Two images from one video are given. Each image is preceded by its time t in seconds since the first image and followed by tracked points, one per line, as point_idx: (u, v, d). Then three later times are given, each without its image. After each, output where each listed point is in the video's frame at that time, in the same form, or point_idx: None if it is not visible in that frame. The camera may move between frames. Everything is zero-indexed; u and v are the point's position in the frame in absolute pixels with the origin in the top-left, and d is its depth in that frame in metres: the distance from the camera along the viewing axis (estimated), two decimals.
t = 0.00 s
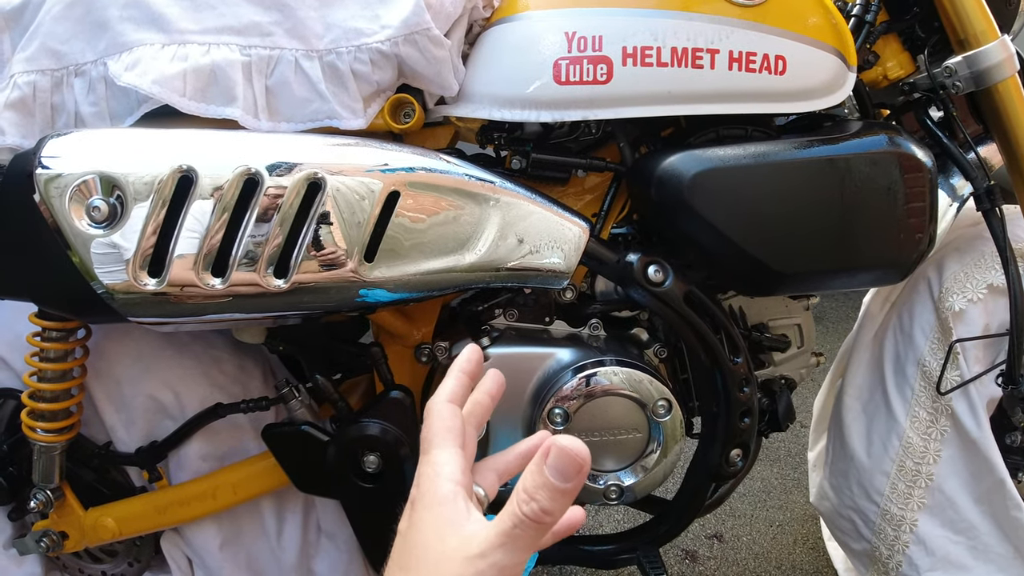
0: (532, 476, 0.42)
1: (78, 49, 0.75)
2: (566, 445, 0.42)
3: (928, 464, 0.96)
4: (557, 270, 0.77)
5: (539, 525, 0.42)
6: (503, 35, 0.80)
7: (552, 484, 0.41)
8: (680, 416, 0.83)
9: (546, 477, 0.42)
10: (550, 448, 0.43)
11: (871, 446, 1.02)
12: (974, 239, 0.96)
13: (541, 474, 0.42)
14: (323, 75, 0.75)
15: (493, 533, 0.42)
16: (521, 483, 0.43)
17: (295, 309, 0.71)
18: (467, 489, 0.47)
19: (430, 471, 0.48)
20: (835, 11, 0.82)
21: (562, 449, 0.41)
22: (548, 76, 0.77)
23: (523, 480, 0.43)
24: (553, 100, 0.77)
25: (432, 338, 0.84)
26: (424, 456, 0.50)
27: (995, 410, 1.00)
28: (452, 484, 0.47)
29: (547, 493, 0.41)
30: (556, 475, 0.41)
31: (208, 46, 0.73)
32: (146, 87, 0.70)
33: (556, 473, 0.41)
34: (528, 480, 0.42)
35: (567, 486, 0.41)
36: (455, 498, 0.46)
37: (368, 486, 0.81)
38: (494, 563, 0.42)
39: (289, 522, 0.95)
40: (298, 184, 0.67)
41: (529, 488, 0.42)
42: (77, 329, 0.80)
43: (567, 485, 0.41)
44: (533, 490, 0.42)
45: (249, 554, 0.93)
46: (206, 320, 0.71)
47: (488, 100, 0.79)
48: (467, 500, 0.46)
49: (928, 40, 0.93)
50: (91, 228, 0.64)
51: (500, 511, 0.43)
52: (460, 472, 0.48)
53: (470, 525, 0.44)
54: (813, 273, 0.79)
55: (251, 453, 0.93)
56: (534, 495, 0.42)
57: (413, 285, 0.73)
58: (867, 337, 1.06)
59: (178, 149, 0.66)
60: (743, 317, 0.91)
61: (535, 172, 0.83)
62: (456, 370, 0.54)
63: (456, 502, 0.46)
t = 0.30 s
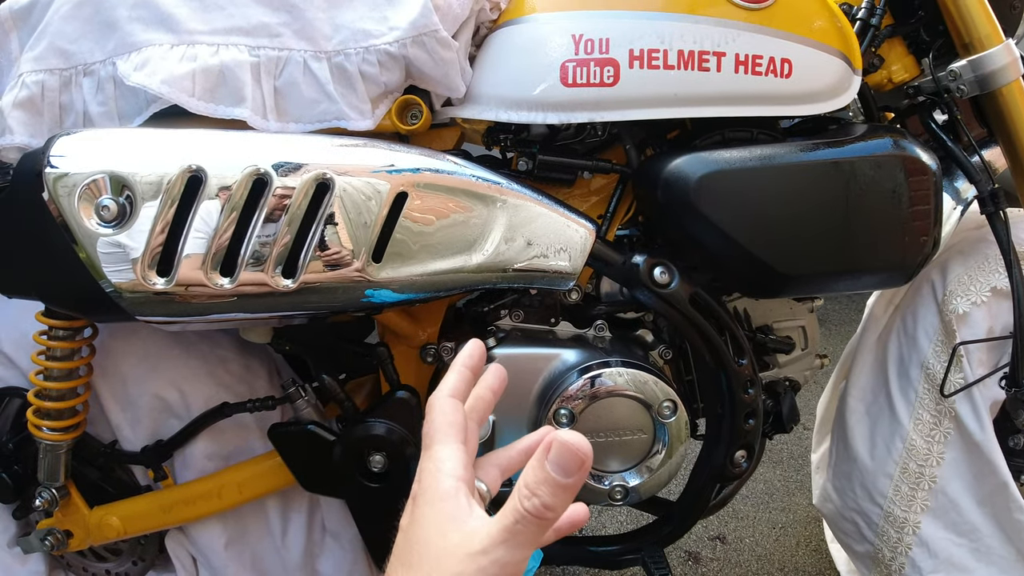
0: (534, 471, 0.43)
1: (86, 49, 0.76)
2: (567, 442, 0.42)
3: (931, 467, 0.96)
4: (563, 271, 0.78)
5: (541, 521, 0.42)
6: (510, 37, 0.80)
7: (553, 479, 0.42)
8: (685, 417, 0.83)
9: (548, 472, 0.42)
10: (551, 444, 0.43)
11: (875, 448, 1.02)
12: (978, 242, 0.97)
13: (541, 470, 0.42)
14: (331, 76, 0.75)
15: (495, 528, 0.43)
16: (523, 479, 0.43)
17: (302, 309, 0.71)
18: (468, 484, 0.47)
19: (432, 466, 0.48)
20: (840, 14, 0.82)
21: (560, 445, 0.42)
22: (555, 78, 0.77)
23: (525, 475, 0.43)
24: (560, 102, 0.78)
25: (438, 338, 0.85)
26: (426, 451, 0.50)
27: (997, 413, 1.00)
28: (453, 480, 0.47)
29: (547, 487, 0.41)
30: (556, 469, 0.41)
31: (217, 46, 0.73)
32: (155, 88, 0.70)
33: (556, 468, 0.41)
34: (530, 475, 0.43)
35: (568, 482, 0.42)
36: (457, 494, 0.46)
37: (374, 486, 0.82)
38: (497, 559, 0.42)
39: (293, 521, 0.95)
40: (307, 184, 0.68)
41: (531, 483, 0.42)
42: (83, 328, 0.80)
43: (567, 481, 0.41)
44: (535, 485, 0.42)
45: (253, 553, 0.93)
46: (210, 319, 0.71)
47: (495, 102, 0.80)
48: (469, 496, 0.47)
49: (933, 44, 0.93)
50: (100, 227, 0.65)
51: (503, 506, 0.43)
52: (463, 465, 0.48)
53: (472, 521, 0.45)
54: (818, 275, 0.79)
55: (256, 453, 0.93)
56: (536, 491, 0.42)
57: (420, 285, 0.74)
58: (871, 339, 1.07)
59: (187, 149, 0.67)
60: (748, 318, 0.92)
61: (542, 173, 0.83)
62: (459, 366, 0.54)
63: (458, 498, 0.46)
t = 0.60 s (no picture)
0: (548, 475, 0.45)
1: (91, 54, 0.76)
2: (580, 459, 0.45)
3: (931, 469, 0.96)
4: (564, 275, 0.78)
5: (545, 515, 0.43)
6: (511, 41, 0.81)
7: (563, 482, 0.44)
8: (685, 419, 0.84)
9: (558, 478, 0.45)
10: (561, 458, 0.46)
11: (875, 450, 1.02)
12: (977, 245, 0.97)
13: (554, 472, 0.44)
14: (334, 81, 0.75)
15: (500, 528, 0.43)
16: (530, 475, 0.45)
17: (305, 312, 0.72)
18: (478, 489, 0.47)
19: (443, 470, 0.48)
20: (839, 19, 0.83)
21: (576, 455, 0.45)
22: (556, 82, 0.78)
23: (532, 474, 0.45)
24: (561, 106, 0.78)
25: (439, 341, 0.85)
26: (437, 453, 0.50)
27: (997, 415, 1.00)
28: (462, 487, 0.47)
29: (560, 487, 0.44)
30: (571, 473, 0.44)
31: (220, 52, 0.74)
32: (159, 93, 0.71)
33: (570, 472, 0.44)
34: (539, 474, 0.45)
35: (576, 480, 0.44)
36: (463, 501, 0.46)
37: (376, 488, 0.82)
38: (501, 563, 0.42)
39: (295, 523, 0.95)
40: (309, 189, 0.68)
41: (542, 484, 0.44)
42: (88, 330, 0.81)
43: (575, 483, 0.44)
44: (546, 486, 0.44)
45: (256, 554, 0.94)
46: (213, 322, 0.71)
47: (496, 106, 0.80)
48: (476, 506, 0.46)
49: (932, 47, 0.94)
50: (105, 231, 0.65)
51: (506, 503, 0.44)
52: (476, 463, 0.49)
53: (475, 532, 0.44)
54: (817, 279, 0.80)
55: (258, 455, 0.94)
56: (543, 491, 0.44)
57: (422, 289, 0.74)
58: (871, 342, 1.07)
59: (191, 154, 0.67)
60: (748, 321, 0.92)
61: (542, 178, 0.84)
62: (488, 376, 0.56)
63: (465, 506, 0.46)
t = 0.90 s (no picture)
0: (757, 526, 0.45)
1: (95, 55, 0.76)
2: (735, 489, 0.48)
3: (936, 470, 0.96)
4: (568, 276, 0.78)
5: None
6: (515, 42, 0.81)
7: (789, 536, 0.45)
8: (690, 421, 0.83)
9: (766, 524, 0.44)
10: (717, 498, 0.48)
11: (879, 451, 1.02)
12: (982, 245, 0.97)
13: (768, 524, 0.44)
14: (338, 82, 0.75)
15: None
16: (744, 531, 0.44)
17: (309, 313, 0.72)
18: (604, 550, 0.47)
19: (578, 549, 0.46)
20: (842, 18, 0.82)
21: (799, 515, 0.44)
22: (559, 83, 0.78)
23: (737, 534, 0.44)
24: (565, 107, 0.78)
25: (443, 342, 0.85)
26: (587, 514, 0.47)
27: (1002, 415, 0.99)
28: None
29: None
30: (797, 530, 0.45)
31: (225, 53, 0.74)
32: (164, 94, 0.71)
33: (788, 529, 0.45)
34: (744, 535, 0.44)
35: None
36: None
37: (380, 490, 0.82)
38: None
39: (299, 525, 0.95)
40: (313, 189, 0.68)
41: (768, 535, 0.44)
42: (92, 332, 0.81)
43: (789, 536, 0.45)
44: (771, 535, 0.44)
45: (260, 555, 0.94)
46: (218, 323, 0.71)
47: (500, 107, 0.80)
48: None
49: (936, 47, 0.93)
50: (109, 232, 0.65)
51: None
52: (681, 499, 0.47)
53: None
54: (822, 280, 0.80)
55: (262, 456, 0.93)
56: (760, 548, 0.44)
57: (426, 290, 0.74)
58: (875, 342, 1.07)
59: (195, 155, 0.67)
60: (752, 322, 0.92)
61: (547, 178, 0.83)
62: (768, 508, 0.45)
63: None
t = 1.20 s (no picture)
0: (614, 539, 0.45)
1: (95, 59, 0.77)
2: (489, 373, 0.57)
3: (937, 472, 0.96)
4: (567, 278, 0.78)
5: None
6: (515, 44, 0.81)
7: (641, 560, 0.45)
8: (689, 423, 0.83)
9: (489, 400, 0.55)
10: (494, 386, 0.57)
11: (880, 453, 1.02)
12: (983, 246, 0.96)
13: (489, 395, 0.55)
14: (337, 85, 0.75)
15: None
16: (477, 411, 0.54)
17: (308, 316, 0.72)
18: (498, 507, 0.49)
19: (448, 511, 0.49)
20: (842, 20, 0.82)
21: (484, 367, 0.58)
22: (558, 85, 0.78)
23: (482, 413, 0.54)
24: (564, 109, 0.78)
25: (443, 344, 0.85)
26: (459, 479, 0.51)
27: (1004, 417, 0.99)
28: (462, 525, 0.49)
29: (629, 563, 0.45)
30: (650, 549, 0.45)
31: (224, 56, 0.74)
32: (163, 97, 0.71)
33: (644, 549, 0.45)
34: (481, 416, 0.54)
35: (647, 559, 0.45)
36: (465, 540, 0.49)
37: (380, 492, 0.82)
38: None
39: (300, 527, 0.95)
40: (313, 193, 0.68)
41: (611, 551, 0.44)
42: (92, 335, 0.81)
43: (648, 562, 0.45)
44: (618, 555, 0.45)
45: (260, 558, 0.94)
46: (218, 326, 0.72)
47: (499, 109, 0.80)
48: None
49: (936, 48, 0.93)
50: (109, 236, 0.65)
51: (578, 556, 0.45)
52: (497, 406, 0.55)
53: None
54: (822, 282, 0.80)
55: (263, 458, 0.94)
56: (608, 567, 0.44)
57: (425, 293, 0.74)
58: (876, 344, 1.06)
59: (195, 158, 0.68)
60: (752, 324, 0.91)
61: (546, 180, 0.83)
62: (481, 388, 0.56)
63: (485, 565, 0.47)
